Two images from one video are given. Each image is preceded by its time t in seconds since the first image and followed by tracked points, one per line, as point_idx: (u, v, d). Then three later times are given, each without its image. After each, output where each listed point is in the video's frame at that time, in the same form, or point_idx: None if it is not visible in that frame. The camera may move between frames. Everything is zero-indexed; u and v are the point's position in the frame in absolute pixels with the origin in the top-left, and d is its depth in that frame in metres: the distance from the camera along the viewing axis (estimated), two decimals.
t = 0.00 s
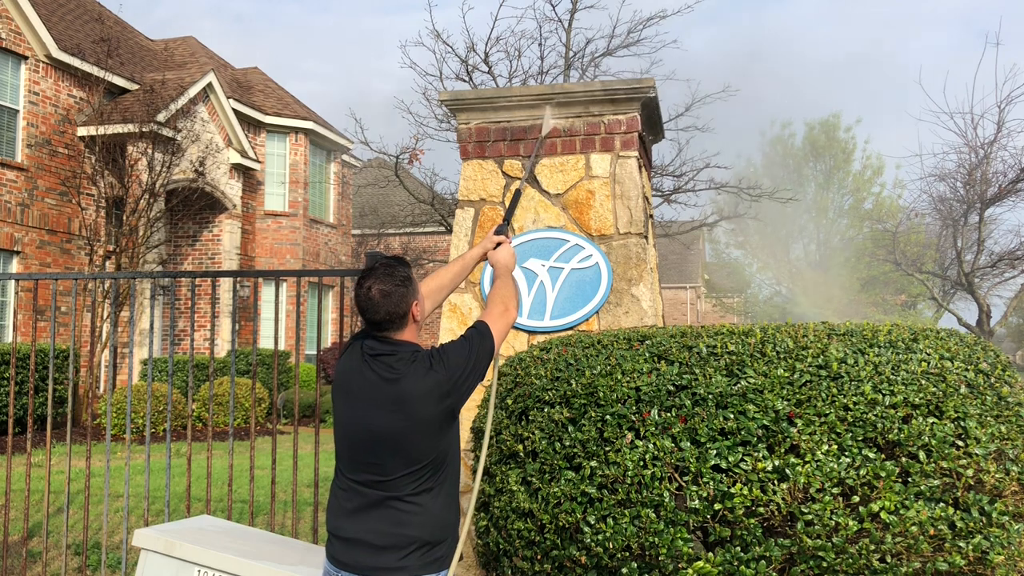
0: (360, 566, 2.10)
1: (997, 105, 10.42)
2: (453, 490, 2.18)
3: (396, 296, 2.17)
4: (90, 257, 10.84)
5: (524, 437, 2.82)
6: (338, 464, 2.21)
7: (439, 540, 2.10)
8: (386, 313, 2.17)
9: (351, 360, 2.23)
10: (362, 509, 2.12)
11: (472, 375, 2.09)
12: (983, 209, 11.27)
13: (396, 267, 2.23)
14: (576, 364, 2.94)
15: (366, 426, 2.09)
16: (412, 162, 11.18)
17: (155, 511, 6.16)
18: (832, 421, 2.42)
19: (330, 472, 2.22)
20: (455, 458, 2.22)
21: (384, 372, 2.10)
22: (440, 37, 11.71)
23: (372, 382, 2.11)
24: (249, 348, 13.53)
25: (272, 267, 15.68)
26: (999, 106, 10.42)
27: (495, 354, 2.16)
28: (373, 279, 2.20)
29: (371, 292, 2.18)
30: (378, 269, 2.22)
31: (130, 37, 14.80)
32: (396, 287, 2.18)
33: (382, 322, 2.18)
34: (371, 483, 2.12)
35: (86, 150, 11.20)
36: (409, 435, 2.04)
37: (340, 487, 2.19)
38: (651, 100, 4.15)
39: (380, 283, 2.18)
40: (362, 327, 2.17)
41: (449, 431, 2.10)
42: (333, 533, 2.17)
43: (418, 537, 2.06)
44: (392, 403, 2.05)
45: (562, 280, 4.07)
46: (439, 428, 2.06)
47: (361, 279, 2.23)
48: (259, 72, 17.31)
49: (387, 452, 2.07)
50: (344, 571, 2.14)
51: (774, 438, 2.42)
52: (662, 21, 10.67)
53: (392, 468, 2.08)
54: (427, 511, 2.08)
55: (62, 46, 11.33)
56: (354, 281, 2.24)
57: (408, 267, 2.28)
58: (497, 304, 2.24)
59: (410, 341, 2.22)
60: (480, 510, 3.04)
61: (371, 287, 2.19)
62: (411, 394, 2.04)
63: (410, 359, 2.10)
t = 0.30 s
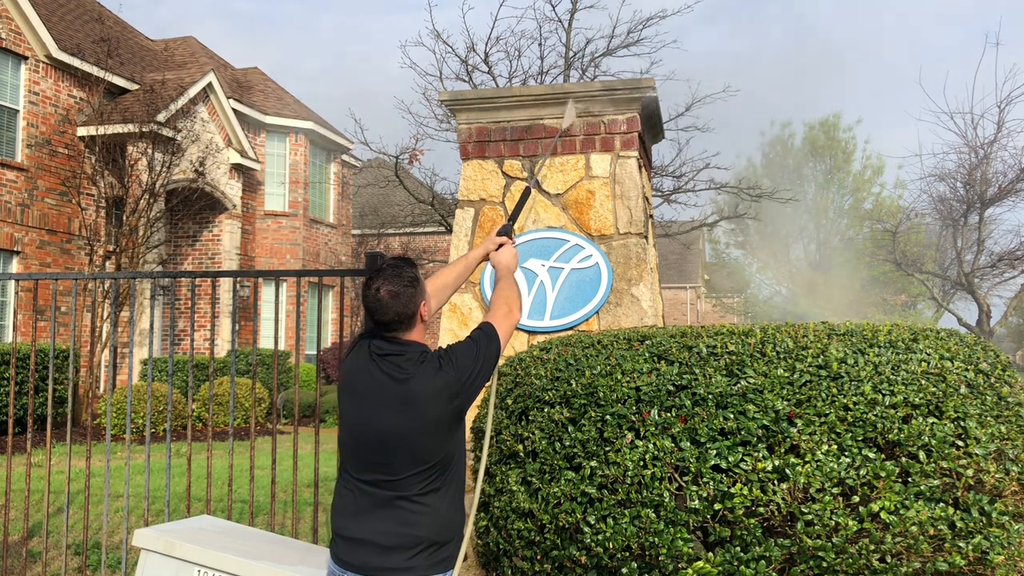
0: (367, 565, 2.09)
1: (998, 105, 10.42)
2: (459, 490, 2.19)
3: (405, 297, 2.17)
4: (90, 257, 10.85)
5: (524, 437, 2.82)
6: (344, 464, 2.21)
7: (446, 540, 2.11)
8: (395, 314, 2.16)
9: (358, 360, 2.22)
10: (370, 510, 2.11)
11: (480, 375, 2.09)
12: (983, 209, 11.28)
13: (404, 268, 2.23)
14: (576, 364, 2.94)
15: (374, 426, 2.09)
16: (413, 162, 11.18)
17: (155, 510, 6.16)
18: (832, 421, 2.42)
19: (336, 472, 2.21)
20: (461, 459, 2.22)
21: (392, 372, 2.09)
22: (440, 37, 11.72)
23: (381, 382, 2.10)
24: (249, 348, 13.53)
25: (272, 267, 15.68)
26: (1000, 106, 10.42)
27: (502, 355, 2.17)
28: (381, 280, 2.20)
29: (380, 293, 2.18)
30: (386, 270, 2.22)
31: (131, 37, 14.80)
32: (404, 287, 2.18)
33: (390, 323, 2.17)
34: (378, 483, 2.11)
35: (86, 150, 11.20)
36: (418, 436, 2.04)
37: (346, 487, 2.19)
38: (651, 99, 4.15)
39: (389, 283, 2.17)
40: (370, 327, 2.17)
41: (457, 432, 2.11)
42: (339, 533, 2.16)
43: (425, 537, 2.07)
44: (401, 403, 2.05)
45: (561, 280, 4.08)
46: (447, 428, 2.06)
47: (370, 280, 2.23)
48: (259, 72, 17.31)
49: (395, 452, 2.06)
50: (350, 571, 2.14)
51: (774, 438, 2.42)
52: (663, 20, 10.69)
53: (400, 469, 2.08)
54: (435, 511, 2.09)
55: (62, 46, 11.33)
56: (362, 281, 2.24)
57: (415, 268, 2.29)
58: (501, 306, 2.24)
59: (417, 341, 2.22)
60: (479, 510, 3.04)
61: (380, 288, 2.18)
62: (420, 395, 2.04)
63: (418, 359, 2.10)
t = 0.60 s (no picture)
0: (369, 565, 2.09)
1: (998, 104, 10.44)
2: (462, 491, 2.19)
3: (411, 296, 2.18)
4: (90, 257, 10.85)
5: (524, 437, 2.82)
6: (347, 463, 2.20)
7: (448, 540, 2.11)
8: (401, 313, 2.16)
9: (362, 359, 2.22)
10: (373, 509, 2.11)
11: (485, 375, 2.10)
12: (983, 208, 11.29)
13: (409, 267, 2.23)
14: (576, 364, 2.94)
15: (379, 424, 2.08)
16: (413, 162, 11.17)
17: (155, 510, 6.16)
18: (832, 421, 2.42)
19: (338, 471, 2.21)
20: (464, 459, 2.22)
21: (398, 371, 2.10)
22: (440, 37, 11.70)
23: (386, 381, 2.10)
24: (249, 348, 13.53)
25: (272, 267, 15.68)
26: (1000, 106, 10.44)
27: (506, 355, 2.17)
28: (387, 280, 2.20)
29: (385, 292, 2.18)
30: (391, 269, 2.22)
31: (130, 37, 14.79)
32: (410, 286, 2.18)
33: (396, 322, 2.18)
34: (382, 482, 2.11)
35: (86, 150, 11.20)
36: (424, 435, 2.04)
37: (348, 486, 2.19)
38: (651, 100, 4.15)
39: (395, 282, 2.18)
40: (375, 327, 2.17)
41: (462, 431, 2.11)
42: (340, 532, 2.16)
43: (428, 537, 2.07)
44: (407, 402, 2.05)
45: (561, 280, 4.07)
46: (452, 428, 2.06)
47: (376, 279, 2.23)
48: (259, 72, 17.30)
49: (399, 451, 2.06)
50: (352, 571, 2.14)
51: (774, 438, 2.42)
52: (663, 20, 10.70)
53: (405, 468, 2.08)
54: (438, 511, 2.09)
55: (62, 46, 11.33)
56: (367, 280, 2.24)
57: (421, 267, 2.28)
58: (505, 306, 2.24)
59: (422, 340, 2.22)
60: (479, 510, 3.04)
61: (386, 288, 2.19)
62: (426, 393, 2.04)
63: (424, 358, 2.11)
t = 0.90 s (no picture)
0: (357, 565, 2.09)
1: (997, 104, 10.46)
2: (449, 489, 2.19)
3: (394, 296, 2.18)
4: (90, 257, 10.85)
5: (524, 437, 2.82)
6: (334, 464, 2.21)
7: (435, 539, 2.11)
8: (385, 313, 2.17)
9: (348, 359, 2.23)
10: (360, 509, 2.11)
11: (470, 374, 2.10)
12: (983, 208, 11.32)
13: (393, 267, 2.23)
14: (576, 364, 2.94)
15: (363, 424, 2.09)
16: (413, 162, 11.17)
17: (155, 510, 6.17)
18: (832, 421, 2.42)
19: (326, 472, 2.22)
20: (451, 458, 2.22)
21: (382, 370, 2.10)
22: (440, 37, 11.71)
23: (371, 381, 2.10)
24: (249, 348, 13.53)
25: (272, 267, 15.68)
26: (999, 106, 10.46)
27: (491, 352, 2.18)
28: (370, 279, 2.20)
29: (369, 292, 2.18)
30: (375, 269, 2.23)
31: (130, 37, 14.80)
32: (394, 286, 2.18)
33: (380, 322, 2.18)
34: (368, 482, 2.11)
35: (86, 150, 11.21)
36: (408, 434, 2.04)
37: (336, 487, 2.19)
38: (651, 99, 4.15)
39: (378, 282, 2.18)
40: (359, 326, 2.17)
41: (446, 430, 2.11)
42: (329, 533, 2.16)
43: (415, 536, 2.07)
44: (392, 401, 2.05)
45: (562, 280, 4.07)
46: (436, 427, 2.07)
47: (359, 279, 2.23)
48: (259, 71, 17.31)
49: (384, 451, 2.07)
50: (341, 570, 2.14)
51: (774, 438, 2.42)
52: (663, 20, 10.71)
53: (390, 467, 2.08)
54: (425, 510, 2.09)
55: (62, 46, 11.33)
56: (352, 280, 2.25)
57: (405, 266, 2.29)
58: (490, 305, 2.27)
59: (407, 339, 2.22)
60: (479, 510, 3.04)
61: (369, 287, 2.19)
62: (409, 392, 2.04)
63: (408, 357, 2.11)
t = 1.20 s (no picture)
0: (335, 566, 2.11)
1: (998, 104, 10.46)
2: (424, 487, 2.18)
3: (359, 298, 2.17)
4: (90, 257, 10.85)
5: (524, 437, 2.82)
6: (312, 466, 2.23)
7: (410, 538, 2.10)
8: (350, 315, 2.16)
9: (320, 362, 2.24)
10: (335, 510, 2.13)
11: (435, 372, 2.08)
12: (983, 208, 11.34)
13: (360, 270, 2.22)
14: (576, 364, 2.94)
15: (333, 426, 2.10)
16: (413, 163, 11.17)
17: (155, 510, 6.17)
18: (832, 421, 2.42)
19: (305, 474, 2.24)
20: (427, 457, 2.21)
21: (349, 371, 2.11)
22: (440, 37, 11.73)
23: (338, 383, 2.11)
24: (249, 348, 13.53)
25: (272, 267, 15.68)
26: (1000, 106, 10.47)
27: (460, 349, 2.15)
28: (336, 282, 2.19)
29: (334, 294, 2.18)
30: (342, 272, 2.22)
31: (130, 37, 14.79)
32: (358, 288, 2.17)
33: (346, 323, 2.17)
34: (342, 483, 2.12)
35: (86, 150, 11.21)
36: (375, 433, 2.04)
37: (314, 488, 2.21)
38: (652, 100, 4.15)
39: (343, 284, 2.17)
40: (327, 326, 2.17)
41: (415, 428, 2.10)
42: (309, 534, 2.19)
43: (387, 535, 2.07)
44: (357, 402, 2.06)
45: (562, 280, 4.07)
46: (402, 426, 2.06)
47: (326, 282, 2.23)
48: (259, 71, 17.31)
49: (353, 452, 2.07)
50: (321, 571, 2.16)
51: (774, 438, 2.42)
52: (663, 20, 10.71)
53: (360, 468, 2.09)
54: (397, 509, 2.09)
55: (63, 46, 11.33)
56: (320, 283, 2.25)
57: (372, 269, 2.27)
58: (462, 302, 2.25)
59: (376, 341, 2.21)
60: (480, 510, 3.04)
61: (334, 290, 2.19)
62: (373, 392, 2.04)
63: (373, 357, 2.11)
